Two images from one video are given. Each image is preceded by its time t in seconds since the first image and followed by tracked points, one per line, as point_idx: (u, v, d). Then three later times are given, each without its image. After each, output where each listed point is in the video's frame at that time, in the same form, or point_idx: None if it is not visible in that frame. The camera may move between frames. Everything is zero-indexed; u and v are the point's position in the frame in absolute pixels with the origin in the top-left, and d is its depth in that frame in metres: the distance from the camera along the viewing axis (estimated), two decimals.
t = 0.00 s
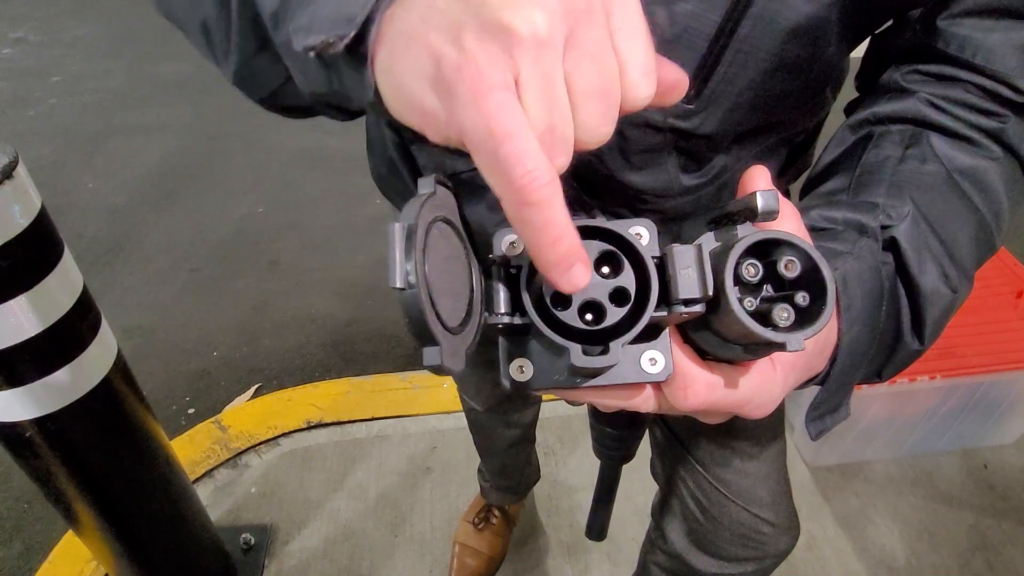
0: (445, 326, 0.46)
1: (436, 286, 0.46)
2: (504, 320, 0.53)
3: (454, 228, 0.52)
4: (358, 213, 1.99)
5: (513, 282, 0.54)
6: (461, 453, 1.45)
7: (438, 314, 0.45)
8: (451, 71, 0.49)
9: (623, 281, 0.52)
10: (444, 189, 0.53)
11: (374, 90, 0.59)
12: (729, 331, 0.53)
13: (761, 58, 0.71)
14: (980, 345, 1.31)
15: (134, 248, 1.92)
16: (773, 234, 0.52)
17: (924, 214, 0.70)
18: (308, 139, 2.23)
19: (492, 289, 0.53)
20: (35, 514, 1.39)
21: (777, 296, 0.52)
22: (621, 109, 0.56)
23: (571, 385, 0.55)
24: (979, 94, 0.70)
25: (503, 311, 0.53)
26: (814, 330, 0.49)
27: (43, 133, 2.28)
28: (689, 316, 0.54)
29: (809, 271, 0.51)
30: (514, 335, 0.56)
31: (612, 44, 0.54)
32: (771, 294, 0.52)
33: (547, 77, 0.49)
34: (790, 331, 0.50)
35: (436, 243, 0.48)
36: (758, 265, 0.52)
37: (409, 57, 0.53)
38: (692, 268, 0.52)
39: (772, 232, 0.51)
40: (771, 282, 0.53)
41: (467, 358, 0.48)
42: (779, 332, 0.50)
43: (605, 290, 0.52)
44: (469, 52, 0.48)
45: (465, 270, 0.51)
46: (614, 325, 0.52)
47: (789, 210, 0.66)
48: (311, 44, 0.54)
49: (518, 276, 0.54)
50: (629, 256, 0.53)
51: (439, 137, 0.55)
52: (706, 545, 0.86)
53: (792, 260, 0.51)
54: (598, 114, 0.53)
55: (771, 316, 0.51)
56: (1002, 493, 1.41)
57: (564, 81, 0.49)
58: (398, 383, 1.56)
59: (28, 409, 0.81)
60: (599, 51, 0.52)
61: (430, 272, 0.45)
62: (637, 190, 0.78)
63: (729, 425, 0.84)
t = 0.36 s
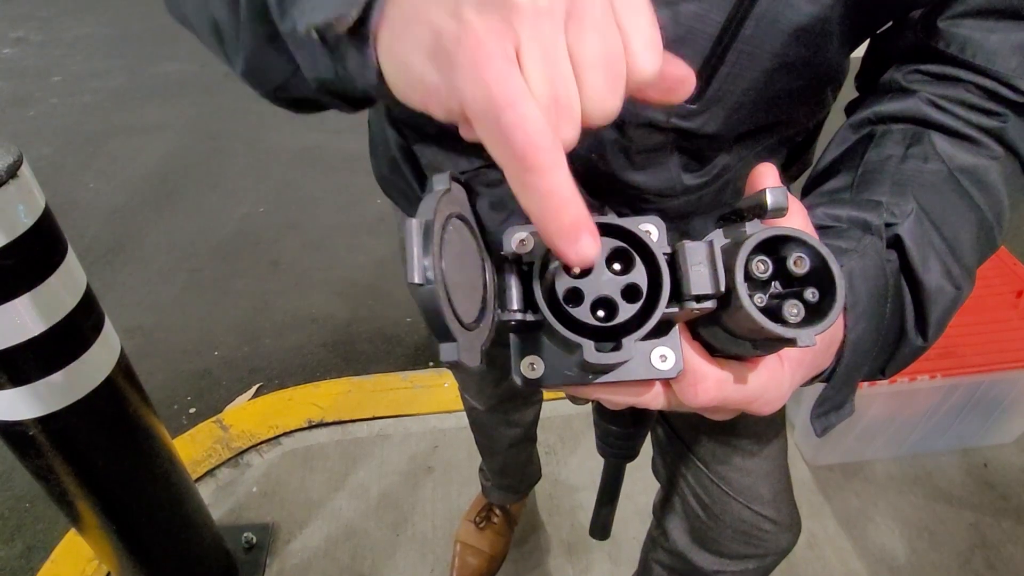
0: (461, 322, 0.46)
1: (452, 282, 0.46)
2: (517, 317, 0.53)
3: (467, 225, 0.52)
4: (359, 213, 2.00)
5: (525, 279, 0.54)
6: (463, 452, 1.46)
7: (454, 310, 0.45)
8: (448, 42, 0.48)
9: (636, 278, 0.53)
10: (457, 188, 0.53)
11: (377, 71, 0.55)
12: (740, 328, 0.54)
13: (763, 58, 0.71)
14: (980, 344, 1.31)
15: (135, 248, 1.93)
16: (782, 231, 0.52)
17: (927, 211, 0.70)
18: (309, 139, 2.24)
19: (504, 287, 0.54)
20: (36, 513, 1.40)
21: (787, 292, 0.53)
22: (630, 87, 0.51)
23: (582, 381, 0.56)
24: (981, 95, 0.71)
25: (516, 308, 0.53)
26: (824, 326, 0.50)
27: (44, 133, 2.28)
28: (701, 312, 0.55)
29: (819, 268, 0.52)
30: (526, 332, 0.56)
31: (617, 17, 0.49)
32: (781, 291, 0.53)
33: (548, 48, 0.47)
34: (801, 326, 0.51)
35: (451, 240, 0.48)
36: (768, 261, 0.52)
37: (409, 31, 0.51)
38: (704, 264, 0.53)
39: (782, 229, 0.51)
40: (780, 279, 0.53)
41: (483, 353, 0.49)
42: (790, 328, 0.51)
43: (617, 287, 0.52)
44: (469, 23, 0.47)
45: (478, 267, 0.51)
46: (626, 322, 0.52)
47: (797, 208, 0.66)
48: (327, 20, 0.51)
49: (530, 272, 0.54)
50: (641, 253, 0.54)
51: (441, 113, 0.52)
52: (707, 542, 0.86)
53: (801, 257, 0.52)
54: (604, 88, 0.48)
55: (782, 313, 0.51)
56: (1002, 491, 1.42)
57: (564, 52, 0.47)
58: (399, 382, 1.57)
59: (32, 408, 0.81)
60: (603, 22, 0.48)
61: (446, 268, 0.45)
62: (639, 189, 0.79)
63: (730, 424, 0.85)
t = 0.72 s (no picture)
0: (487, 333, 0.47)
1: (479, 295, 0.47)
2: (538, 327, 0.53)
3: (491, 236, 0.52)
4: (359, 212, 2.00)
5: (545, 288, 0.55)
6: (465, 451, 1.46)
7: (481, 322, 0.46)
8: None
9: (654, 287, 0.53)
10: (482, 198, 0.53)
11: None
12: (753, 337, 0.54)
13: (766, 62, 0.72)
14: (979, 344, 1.32)
15: (136, 247, 1.93)
16: (795, 240, 0.53)
17: (930, 216, 0.71)
18: (309, 138, 2.24)
19: (524, 296, 0.54)
20: (38, 512, 1.40)
21: (801, 301, 0.53)
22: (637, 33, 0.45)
23: (597, 388, 0.57)
24: (981, 99, 0.71)
25: (536, 318, 0.53)
26: (838, 334, 0.50)
27: (44, 133, 2.28)
28: (717, 320, 0.56)
29: (831, 276, 0.52)
30: (543, 340, 0.57)
31: None
32: (796, 300, 0.53)
33: None
34: (815, 335, 0.52)
35: (477, 253, 0.49)
36: (782, 270, 0.53)
37: None
38: (722, 274, 0.53)
39: (795, 239, 0.52)
40: (793, 287, 0.54)
41: (506, 363, 0.50)
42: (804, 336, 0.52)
43: (636, 296, 0.52)
44: None
45: (501, 279, 0.52)
46: (644, 330, 0.52)
47: (809, 215, 0.66)
48: None
49: (549, 281, 0.55)
50: (658, 263, 0.54)
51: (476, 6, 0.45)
52: (711, 542, 0.87)
53: (815, 265, 0.52)
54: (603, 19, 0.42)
55: (795, 321, 0.52)
56: (1002, 490, 1.42)
57: None
58: (400, 382, 1.57)
59: (35, 407, 0.82)
60: None
61: (474, 280, 0.46)
62: (640, 191, 0.79)
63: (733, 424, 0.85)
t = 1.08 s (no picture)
0: (490, 340, 0.47)
1: (482, 302, 0.47)
2: (539, 333, 0.54)
3: (492, 242, 0.53)
4: (359, 211, 2.00)
5: (546, 293, 0.55)
6: (466, 450, 1.47)
7: (485, 329, 0.46)
8: (603, 12, 0.48)
9: (654, 291, 0.53)
10: (483, 205, 0.54)
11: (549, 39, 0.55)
12: (755, 338, 0.54)
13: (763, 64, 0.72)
14: (980, 343, 1.32)
15: (136, 247, 1.93)
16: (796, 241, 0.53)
17: (927, 216, 0.71)
18: (309, 137, 2.24)
19: (526, 303, 0.54)
20: (39, 511, 1.41)
21: (804, 303, 0.53)
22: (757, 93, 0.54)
23: (599, 393, 0.57)
24: (978, 100, 0.71)
25: (538, 324, 0.54)
26: (839, 335, 0.51)
27: (45, 132, 2.28)
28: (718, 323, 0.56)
29: (831, 276, 0.53)
30: (544, 345, 0.57)
31: (759, 24, 0.51)
32: (798, 302, 0.53)
33: (691, 40, 0.49)
34: (817, 336, 0.52)
35: (479, 259, 0.49)
36: (782, 271, 0.54)
37: (569, 11, 0.51)
38: (723, 277, 0.53)
39: (796, 240, 0.52)
40: (793, 288, 0.54)
41: (510, 371, 0.50)
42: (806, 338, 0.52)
43: (637, 301, 0.52)
44: None
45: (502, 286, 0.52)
46: (644, 334, 0.53)
47: (808, 217, 0.67)
48: None
49: (550, 285, 0.55)
50: (658, 267, 0.54)
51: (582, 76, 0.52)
52: (711, 540, 0.87)
53: (815, 266, 0.53)
54: (735, 89, 0.50)
55: (797, 322, 0.52)
56: (1002, 490, 1.43)
57: (705, 51, 0.49)
58: (401, 381, 1.58)
59: (37, 405, 0.82)
60: (747, 28, 0.50)
61: (476, 288, 0.46)
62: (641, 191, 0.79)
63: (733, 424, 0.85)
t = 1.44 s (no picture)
0: (485, 346, 0.47)
1: (476, 308, 0.47)
2: (532, 338, 0.53)
3: (486, 247, 0.53)
4: (358, 212, 2.01)
5: (538, 297, 0.55)
6: (465, 450, 1.47)
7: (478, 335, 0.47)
8: (615, 47, 0.48)
9: (648, 296, 0.54)
10: (477, 210, 0.54)
11: (555, 66, 0.53)
12: (749, 342, 0.55)
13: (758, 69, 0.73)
14: (979, 344, 1.32)
15: (135, 247, 1.93)
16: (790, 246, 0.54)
17: (921, 220, 0.71)
18: (309, 137, 2.24)
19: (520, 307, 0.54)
20: (39, 510, 1.41)
21: (798, 307, 0.54)
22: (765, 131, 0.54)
23: (593, 398, 0.57)
24: (972, 102, 0.71)
25: (531, 328, 0.53)
26: (833, 339, 0.51)
27: (44, 132, 2.29)
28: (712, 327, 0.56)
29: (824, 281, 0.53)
30: (538, 350, 0.57)
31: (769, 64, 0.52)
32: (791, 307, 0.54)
33: (702, 79, 0.48)
34: (810, 341, 0.52)
35: (473, 265, 0.49)
36: (776, 276, 0.54)
37: (578, 39, 0.50)
38: (717, 282, 0.54)
39: (789, 245, 0.52)
40: (787, 292, 0.55)
41: (504, 377, 0.50)
42: (799, 342, 0.52)
43: (631, 304, 0.53)
44: (636, 36, 0.47)
45: (496, 290, 0.52)
46: (638, 338, 0.54)
47: (802, 222, 0.67)
48: (512, 25, 0.51)
49: (544, 290, 0.54)
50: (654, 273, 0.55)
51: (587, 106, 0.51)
52: (708, 540, 0.87)
53: (808, 270, 0.53)
54: (741, 127, 0.50)
55: (790, 327, 0.53)
56: (1000, 490, 1.43)
57: (716, 90, 0.48)
58: (400, 381, 1.58)
59: (38, 405, 0.82)
60: (757, 68, 0.50)
61: (470, 294, 0.47)
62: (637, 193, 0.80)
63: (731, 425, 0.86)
